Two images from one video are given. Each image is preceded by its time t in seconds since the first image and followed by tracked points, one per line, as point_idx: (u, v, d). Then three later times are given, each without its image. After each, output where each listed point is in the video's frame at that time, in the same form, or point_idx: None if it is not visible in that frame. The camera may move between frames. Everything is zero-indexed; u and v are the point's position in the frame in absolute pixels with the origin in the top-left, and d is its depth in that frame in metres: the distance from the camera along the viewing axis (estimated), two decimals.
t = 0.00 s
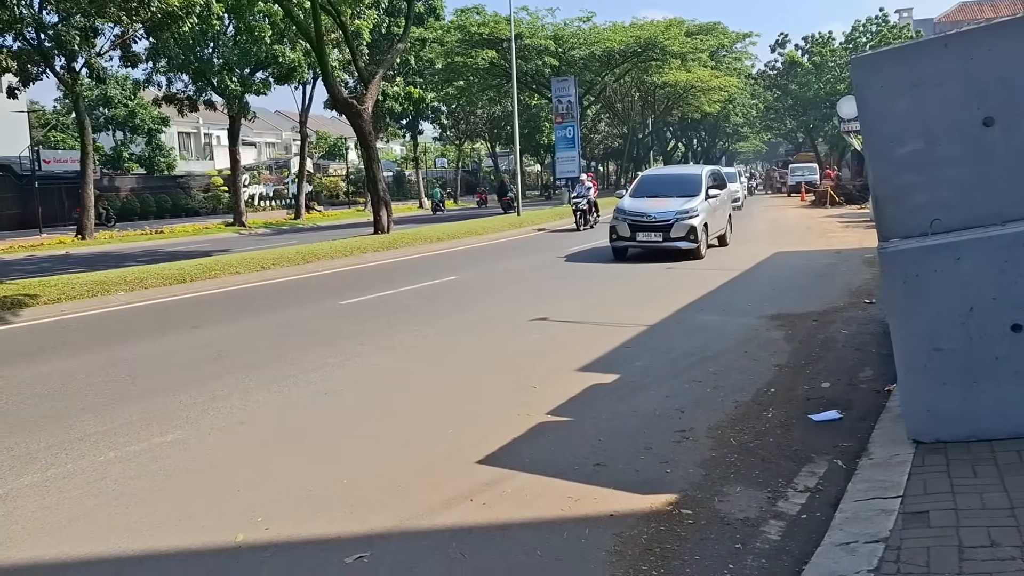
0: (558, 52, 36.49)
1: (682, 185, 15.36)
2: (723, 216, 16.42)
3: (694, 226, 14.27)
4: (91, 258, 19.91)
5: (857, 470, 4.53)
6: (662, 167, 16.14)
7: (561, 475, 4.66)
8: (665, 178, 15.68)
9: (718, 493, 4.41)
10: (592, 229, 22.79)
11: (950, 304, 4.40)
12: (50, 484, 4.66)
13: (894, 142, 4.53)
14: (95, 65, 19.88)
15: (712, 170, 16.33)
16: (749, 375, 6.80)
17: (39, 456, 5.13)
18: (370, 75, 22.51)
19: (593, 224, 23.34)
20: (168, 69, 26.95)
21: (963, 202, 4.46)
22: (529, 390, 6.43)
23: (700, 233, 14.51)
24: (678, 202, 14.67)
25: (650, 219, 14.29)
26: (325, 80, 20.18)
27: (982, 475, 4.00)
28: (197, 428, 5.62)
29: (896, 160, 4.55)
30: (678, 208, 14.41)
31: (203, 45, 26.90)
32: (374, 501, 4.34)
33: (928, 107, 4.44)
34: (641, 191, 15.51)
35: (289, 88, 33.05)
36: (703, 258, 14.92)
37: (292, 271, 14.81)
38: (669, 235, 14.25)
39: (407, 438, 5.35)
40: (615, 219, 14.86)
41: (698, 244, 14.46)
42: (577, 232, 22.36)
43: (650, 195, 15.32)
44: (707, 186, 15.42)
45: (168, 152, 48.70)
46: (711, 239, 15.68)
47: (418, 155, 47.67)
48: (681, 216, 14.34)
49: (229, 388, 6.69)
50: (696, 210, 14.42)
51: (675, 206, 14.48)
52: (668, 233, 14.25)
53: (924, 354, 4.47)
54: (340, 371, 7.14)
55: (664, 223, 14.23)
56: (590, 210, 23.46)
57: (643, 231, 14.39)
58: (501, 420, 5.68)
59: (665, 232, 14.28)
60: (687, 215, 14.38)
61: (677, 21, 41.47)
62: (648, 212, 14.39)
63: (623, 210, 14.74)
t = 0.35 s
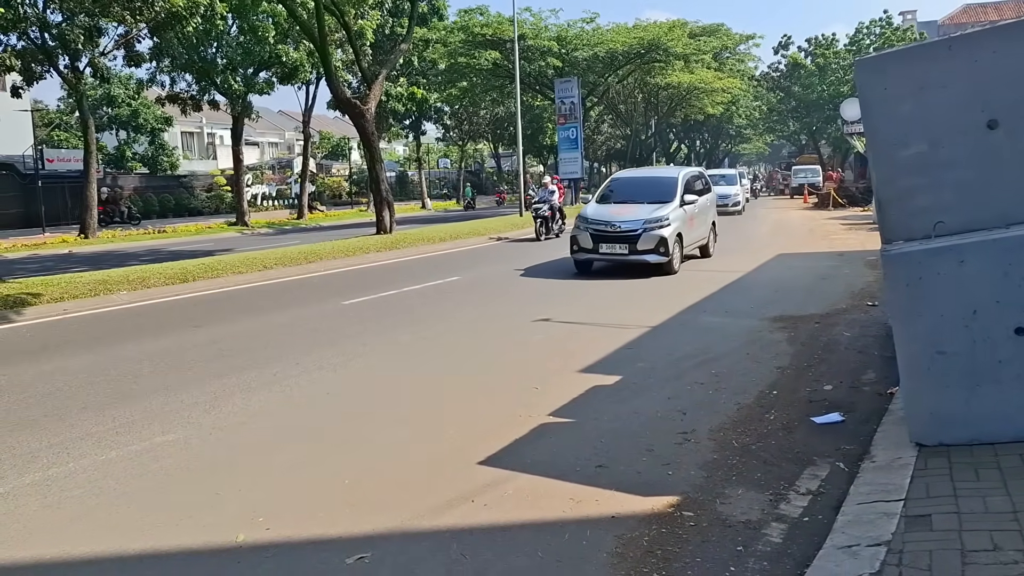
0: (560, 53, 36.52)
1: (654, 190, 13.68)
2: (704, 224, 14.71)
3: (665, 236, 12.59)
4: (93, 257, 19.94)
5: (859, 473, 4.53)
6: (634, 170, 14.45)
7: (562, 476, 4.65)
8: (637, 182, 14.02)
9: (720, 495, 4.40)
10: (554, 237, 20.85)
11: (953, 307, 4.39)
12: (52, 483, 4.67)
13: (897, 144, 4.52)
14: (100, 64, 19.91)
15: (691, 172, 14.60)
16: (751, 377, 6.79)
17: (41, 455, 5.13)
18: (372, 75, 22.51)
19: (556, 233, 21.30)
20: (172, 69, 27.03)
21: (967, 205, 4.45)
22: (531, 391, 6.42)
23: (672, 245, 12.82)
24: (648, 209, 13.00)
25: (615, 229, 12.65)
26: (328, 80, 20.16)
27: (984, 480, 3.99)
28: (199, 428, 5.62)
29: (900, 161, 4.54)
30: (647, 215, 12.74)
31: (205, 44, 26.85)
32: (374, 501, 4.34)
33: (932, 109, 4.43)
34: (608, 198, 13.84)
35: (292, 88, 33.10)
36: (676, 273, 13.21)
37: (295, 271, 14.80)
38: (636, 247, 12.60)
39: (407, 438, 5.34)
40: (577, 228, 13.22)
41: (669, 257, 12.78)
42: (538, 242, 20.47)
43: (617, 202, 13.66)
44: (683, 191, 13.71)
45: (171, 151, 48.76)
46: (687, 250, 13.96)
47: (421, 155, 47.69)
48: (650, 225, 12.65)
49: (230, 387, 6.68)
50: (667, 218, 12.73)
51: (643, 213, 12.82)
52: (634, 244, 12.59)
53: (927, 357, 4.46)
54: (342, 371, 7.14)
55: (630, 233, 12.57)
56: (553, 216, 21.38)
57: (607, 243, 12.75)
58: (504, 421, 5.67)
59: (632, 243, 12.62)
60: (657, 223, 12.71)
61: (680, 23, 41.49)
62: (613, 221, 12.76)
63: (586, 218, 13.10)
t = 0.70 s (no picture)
0: (560, 60, 36.58)
1: (612, 199, 11.91)
2: (672, 239, 12.92)
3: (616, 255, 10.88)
4: (91, 260, 19.91)
5: (857, 481, 4.52)
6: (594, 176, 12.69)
7: (559, 482, 4.65)
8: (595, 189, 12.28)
9: (718, 502, 4.40)
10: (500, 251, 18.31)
11: (951, 315, 4.39)
12: (47, 486, 4.64)
13: (896, 152, 4.52)
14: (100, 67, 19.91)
15: (658, 180, 12.84)
16: (750, 384, 6.79)
17: (37, 459, 5.11)
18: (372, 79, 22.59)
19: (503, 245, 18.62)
20: (172, 72, 26.96)
21: (966, 214, 4.45)
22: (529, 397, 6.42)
23: (627, 264, 11.08)
24: (601, 222, 11.26)
25: (560, 246, 10.94)
26: (328, 84, 20.19)
27: (982, 489, 3.98)
28: (196, 432, 5.61)
29: (898, 169, 4.54)
30: (598, 230, 11.01)
31: (206, 47, 26.95)
32: (370, 507, 4.32)
33: (930, 117, 4.43)
34: (560, 208, 12.09)
35: (293, 92, 33.14)
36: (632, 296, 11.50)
37: (293, 274, 14.81)
38: (583, 268, 10.87)
39: (404, 444, 5.33)
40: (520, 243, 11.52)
41: (623, 278, 11.03)
42: (481, 257, 18.13)
43: (569, 213, 11.91)
44: (645, 201, 11.92)
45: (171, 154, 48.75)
46: (651, 269, 12.21)
47: (420, 160, 47.71)
48: (601, 241, 10.93)
49: (228, 391, 6.67)
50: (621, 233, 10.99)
51: (594, 227, 11.08)
52: (582, 264, 10.87)
53: (925, 366, 4.46)
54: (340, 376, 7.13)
55: (578, 251, 10.86)
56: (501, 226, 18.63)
57: (551, 261, 11.04)
58: (502, 427, 5.68)
59: (579, 263, 10.89)
60: (609, 239, 10.97)
61: (681, 30, 41.59)
62: (559, 236, 11.03)
63: (529, 232, 11.37)
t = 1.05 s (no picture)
0: (558, 69, 36.71)
1: (550, 214, 10.11)
2: (625, 259, 11.08)
3: (545, 280, 9.03)
4: (87, 266, 19.88)
5: (852, 492, 4.52)
6: (533, 187, 10.89)
7: (554, 491, 4.64)
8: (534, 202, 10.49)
9: (713, 512, 4.39)
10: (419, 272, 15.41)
11: (947, 326, 4.40)
12: (41, 493, 4.62)
13: (893, 163, 4.54)
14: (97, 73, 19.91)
15: (609, 192, 11.06)
16: (746, 394, 6.78)
17: (30, 464, 5.08)
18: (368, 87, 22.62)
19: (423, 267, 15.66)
20: (170, 78, 27.02)
21: (962, 225, 4.47)
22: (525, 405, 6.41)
23: (560, 291, 9.22)
24: (531, 240, 9.44)
25: (478, 269, 9.11)
26: (326, 92, 20.21)
27: (977, 499, 3.99)
28: (191, 439, 5.59)
29: (895, 180, 4.56)
30: (525, 250, 9.17)
31: (204, 54, 27.09)
32: (364, 515, 4.31)
33: (926, 129, 4.45)
34: (490, 224, 10.28)
35: (290, 99, 33.22)
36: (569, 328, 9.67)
37: (291, 281, 14.81)
38: (506, 295, 9.04)
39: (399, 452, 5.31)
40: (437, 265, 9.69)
41: (555, 308, 9.20)
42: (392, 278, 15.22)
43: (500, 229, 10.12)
44: (588, 216, 10.11)
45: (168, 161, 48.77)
46: (597, 296, 10.35)
47: (417, 168, 47.77)
48: (528, 263, 9.09)
49: (222, 398, 6.65)
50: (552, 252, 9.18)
51: (522, 246, 9.26)
52: (504, 291, 9.03)
53: (921, 377, 4.47)
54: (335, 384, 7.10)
55: (499, 274, 9.04)
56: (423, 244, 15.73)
57: (469, 286, 9.20)
58: (498, 435, 5.67)
59: (501, 289, 9.06)
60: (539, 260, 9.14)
61: (678, 41, 41.80)
62: (479, 256, 9.22)
63: (447, 252, 9.56)
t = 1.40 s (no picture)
0: (556, 78, 36.81)
1: (458, 233, 8.44)
2: (559, 282, 9.38)
3: (442, 312, 7.36)
4: (84, 272, 19.86)
5: (847, 503, 4.52)
6: (450, 199, 9.25)
7: (550, 501, 4.63)
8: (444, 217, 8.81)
9: (709, 522, 4.39)
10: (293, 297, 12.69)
11: (943, 336, 4.40)
12: (34, 500, 4.60)
13: (889, 174, 4.55)
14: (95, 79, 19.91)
15: (540, 205, 9.41)
16: (742, 404, 6.78)
17: (24, 472, 5.06)
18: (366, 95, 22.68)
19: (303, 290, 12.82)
20: (168, 85, 27.09)
21: (958, 236, 4.48)
22: (522, 415, 6.38)
23: (460, 325, 7.52)
24: (430, 262, 7.78)
25: (360, 297, 7.47)
26: (324, 100, 20.22)
27: (973, 511, 3.98)
28: (186, 446, 5.58)
29: (890, 191, 4.57)
30: (417, 275, 7.50)
31: (203, 62, 27.15)
32: (360, 523, 4.30)
33: (921, 142, 4.47)
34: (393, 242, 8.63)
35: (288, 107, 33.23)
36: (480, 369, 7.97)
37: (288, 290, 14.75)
38: (393, 331, 7.37)
39: (394, 461, 5.29)
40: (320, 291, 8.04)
41: (454, 347, 7.52)
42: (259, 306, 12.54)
43: (401, 248, 8.46)
44: (504, 235, 8.43)
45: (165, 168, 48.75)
46: (517, 330, 8.61)
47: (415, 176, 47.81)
48: (419, 291, 7.41)
49: (218, 406, 6.63)
50: (450, 278, 7.50)
51: (417, 270, 7.60)
52: (391, 325, 7.36)
53: (917, 387, 4.47)
54: (330, 392, 7.08)
55: (385, 304, 7.39)
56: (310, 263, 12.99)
57: (353, 319, 7.55)
58: (493, 445, 5.66)
59: (388, 322, 7.39)
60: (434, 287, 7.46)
61: (676, 51, 41.95)
62: (362, 282, 7.55)
63: (329, 275, 7.90)
